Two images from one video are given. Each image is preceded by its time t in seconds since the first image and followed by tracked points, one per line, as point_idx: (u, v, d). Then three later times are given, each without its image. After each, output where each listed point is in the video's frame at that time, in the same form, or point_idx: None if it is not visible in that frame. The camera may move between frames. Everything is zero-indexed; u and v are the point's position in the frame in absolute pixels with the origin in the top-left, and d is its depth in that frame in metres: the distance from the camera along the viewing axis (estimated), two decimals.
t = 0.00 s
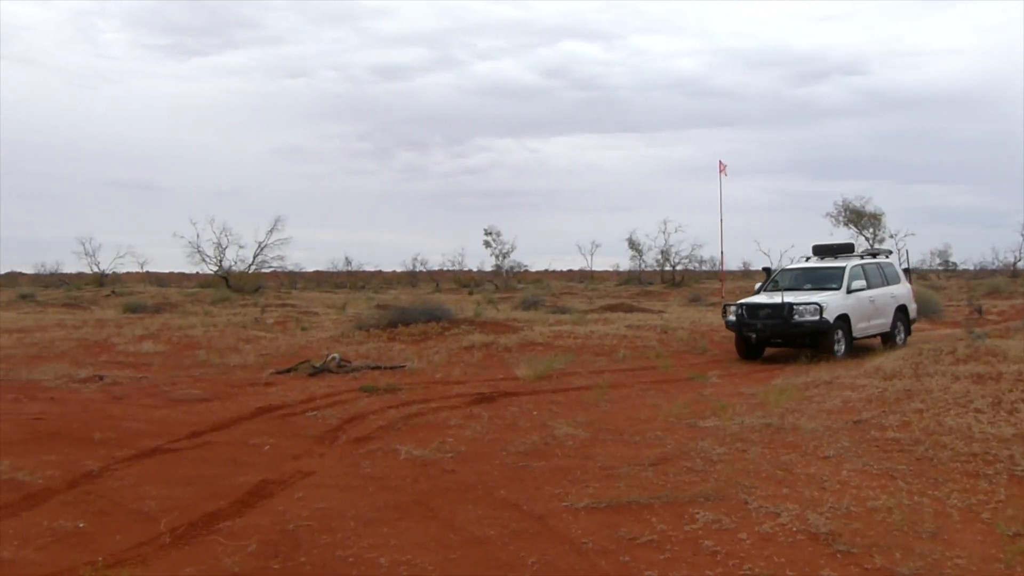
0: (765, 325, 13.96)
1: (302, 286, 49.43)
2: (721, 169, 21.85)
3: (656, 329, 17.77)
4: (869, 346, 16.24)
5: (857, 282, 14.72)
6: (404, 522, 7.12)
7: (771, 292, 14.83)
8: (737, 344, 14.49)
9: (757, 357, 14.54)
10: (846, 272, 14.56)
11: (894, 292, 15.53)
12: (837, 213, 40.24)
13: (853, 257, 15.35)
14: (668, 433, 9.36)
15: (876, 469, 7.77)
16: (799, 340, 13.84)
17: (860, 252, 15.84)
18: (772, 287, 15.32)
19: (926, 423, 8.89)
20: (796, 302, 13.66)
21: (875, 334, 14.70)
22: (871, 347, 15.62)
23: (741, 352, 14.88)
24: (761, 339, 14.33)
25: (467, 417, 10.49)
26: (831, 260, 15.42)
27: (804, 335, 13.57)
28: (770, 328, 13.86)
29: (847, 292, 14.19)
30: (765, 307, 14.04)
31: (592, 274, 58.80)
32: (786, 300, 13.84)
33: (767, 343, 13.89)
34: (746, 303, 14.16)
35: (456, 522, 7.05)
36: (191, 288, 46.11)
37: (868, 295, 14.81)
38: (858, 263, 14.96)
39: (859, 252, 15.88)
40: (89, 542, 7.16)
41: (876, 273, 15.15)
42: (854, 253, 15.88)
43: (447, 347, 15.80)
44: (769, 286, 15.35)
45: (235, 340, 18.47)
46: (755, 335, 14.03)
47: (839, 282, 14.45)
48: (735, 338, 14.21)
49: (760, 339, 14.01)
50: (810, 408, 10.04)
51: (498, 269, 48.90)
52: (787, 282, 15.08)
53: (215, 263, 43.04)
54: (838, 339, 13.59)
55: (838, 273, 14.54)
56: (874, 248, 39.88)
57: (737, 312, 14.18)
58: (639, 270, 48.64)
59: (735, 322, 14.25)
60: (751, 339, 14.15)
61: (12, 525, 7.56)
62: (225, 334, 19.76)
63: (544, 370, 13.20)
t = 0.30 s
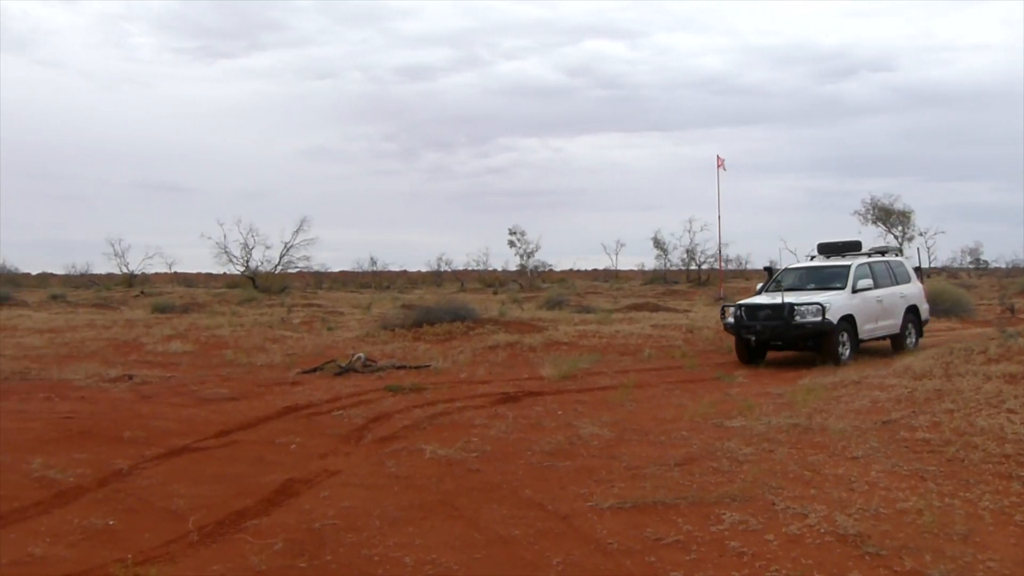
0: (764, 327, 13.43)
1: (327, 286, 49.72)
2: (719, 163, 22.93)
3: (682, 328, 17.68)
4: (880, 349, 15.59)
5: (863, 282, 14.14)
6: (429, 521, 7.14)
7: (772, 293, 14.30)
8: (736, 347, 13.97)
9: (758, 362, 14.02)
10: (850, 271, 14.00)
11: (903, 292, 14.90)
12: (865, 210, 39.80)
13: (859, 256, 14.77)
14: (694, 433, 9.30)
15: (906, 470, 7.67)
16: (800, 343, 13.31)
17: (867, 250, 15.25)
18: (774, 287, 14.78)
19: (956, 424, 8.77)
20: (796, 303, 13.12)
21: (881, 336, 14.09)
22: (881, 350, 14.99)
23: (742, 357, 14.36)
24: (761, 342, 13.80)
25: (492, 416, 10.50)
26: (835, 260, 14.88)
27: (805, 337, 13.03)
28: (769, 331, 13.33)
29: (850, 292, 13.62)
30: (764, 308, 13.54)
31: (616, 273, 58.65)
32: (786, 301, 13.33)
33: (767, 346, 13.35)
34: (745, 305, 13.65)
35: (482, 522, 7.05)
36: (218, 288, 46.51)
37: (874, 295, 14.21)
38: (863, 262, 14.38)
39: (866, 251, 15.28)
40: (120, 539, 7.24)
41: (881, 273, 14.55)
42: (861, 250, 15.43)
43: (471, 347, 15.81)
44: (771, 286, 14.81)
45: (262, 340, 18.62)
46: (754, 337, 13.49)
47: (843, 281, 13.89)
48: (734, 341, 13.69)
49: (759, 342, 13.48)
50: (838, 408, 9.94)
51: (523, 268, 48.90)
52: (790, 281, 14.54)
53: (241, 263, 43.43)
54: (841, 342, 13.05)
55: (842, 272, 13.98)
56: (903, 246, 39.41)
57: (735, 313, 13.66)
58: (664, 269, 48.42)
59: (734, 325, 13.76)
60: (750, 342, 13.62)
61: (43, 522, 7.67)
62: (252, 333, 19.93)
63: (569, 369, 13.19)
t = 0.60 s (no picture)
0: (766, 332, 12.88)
1: (359, 288, 50.07)
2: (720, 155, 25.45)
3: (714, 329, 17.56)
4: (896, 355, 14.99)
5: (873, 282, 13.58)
6: (460, 522, 7.14)
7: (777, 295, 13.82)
8: (736, 352, 13.42)
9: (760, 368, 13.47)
10: (860, 272, 13.47)
11: (918, 294, 14.29)
12: (902, 209, 39.26)
13: (870, 256, 14.23)
14: (727, 435, 9.22)
15: (944, 474, 7.53)
16: (805, 348, 12.79)
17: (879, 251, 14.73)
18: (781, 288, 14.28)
19: (996, 426, 8.60)
20: (799, 305, 12.60)
21: (892, 340, 13.53)
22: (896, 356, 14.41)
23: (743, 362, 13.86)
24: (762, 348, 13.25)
25: (523, 417, 10.50)
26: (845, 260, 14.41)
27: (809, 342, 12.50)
28: (772, 335, 12.78)
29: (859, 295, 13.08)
30: (766, 311, 13.02)
31: (647, 273, 58.41)
32: (789, 303, 12.79)
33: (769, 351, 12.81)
34: (747, 308, 13.11)
35: (513, 523, 7.05)
36: (249, 290, 46.99)
37: (886, 297, 13.64)
38: (873, 262, 13.81)
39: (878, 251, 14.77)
40: (155, 537, 7.34)
41: (892, 274, 13.99)
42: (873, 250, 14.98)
43: (502, 348, 15.83)
44: (777, 288, 14.32)
45: (295, 341, 18.81)
46: (755, 342, 12.94)
47: (852, 283, 13.38)
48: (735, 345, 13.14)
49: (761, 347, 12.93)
50: (874, 410, 9.80)
51: (554, 269, 48.89)
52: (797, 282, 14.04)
53: (274, 265, 43.87)
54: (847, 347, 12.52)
55: (851, 275, 13.44)
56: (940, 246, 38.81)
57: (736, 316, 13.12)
58: (696, 270, 48.12)
59: (734, 328, 13.23)
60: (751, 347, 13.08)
61: (82, 520, 7.80)
62: (286, 334, 20.13)
63: (600, 370, 13.15)
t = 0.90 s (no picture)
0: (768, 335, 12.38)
1: (389, 288, 50.36)
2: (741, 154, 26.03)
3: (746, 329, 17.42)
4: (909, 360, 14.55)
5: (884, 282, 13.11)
6: (491, 522, 7.15)
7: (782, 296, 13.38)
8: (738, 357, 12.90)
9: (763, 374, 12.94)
10: (870, 272, 12.99)
11: (930, 296, 13.82)
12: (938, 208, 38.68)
13: (881, 256, 13.81)
14: (759, 437, 9.14)
15: (982, 478, 7.40)
16: (811, 352, 12.29)
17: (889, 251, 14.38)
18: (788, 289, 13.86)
19: None
20: (804, 307, 12.10)
21: (903, 343, 13.05)
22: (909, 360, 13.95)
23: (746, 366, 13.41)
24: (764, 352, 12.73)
25: (554, 418, 10.49)
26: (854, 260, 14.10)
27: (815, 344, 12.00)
28: (775, 339, 12.28)
29: (868, 295, 12.60)
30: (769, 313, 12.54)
31: (678, 274, 58.09)
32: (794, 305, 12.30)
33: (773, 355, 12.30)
34: (749, 310, 12.61)
35: (544, 523, 7.04)
36: (281, 291, 47.43)
37: (898, 298, 13.15)
38: (884, 261, 13.34)
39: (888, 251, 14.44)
40: (189, 534, 7.44)
41: (904, 274, 13.52)
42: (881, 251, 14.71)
43: (532, 348, 15.84)
44: (783, 289, 13.87)
45: (327, 340, 18.96)
46: (758, 346, 12.43)
47: (862, 283, 12.90)
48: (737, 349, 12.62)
49: (764, 351, 12.42)
50: (909, 412, 9.66)
51: (584, 270, 48.83)
52: (804, 284, 13.61)
53: (306, 266, 44.27)
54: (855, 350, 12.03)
55: (859, 275, 12.98)
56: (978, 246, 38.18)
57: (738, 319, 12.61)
58: (728, 270, 47.79)
59: (736, 331, 12.74)
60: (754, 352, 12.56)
61: (119, 516, 7.92)
62: (319, 334, 20.31)
63: (631, 371, 13.11)
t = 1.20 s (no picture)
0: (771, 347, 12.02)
1: (424, 292, 50.58)
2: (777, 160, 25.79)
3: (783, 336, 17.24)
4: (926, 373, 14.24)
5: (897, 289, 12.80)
6: (525, 527, 7.15)
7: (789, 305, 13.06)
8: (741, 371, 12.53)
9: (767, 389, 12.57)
10: (882, 278, 12.68)
11: (946, 304, 13.52)
12: (981, 214, 37.98)
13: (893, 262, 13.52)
14: (797, 445, 9.03)
15: None
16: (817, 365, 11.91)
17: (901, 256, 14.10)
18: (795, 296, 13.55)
19: None
20: (810, 317, 11.75)
21: (918, 354, 12.75)
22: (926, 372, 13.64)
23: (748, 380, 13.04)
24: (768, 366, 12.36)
25: (588, 423, 10.46)
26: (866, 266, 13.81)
27: (820, 356, 11.64)
28: (780, 351, 11.92)
29: (880, 304, 12.27)
30: (772, 323, 12.17)
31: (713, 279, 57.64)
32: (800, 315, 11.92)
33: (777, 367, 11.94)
34: (752, 321, 12.26)
35: (578, 529, 7.02)
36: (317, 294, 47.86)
37: (912, 307, 12.85)
38: (896, 268, 13.04)
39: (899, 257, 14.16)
40: (226, 534, 7.52)
41: (917, 281, 13.23)
42: (892, 256, 14.46)
43: (566, 353, 15.81)
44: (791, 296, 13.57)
45: (362, 344, 19.08)
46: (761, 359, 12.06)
47: (873, 290, 12.58)
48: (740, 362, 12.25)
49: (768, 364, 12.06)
50: (951, 422, 9.48)
51: (618, 275, 48.65)
52: (811, 291, 13.29)
53: (342, 269, 44.61)
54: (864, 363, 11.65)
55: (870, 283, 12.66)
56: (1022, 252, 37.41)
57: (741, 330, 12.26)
58: (764, 276, 47.32)
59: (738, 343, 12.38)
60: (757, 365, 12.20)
61: (158, 515, 8.04)
62: (354, 337, 20.45)
63: (666, 377, 13.02)
